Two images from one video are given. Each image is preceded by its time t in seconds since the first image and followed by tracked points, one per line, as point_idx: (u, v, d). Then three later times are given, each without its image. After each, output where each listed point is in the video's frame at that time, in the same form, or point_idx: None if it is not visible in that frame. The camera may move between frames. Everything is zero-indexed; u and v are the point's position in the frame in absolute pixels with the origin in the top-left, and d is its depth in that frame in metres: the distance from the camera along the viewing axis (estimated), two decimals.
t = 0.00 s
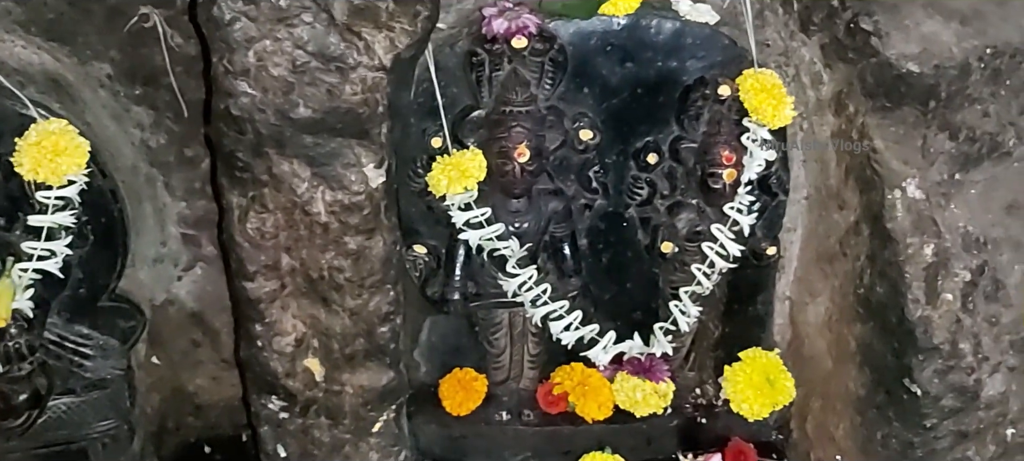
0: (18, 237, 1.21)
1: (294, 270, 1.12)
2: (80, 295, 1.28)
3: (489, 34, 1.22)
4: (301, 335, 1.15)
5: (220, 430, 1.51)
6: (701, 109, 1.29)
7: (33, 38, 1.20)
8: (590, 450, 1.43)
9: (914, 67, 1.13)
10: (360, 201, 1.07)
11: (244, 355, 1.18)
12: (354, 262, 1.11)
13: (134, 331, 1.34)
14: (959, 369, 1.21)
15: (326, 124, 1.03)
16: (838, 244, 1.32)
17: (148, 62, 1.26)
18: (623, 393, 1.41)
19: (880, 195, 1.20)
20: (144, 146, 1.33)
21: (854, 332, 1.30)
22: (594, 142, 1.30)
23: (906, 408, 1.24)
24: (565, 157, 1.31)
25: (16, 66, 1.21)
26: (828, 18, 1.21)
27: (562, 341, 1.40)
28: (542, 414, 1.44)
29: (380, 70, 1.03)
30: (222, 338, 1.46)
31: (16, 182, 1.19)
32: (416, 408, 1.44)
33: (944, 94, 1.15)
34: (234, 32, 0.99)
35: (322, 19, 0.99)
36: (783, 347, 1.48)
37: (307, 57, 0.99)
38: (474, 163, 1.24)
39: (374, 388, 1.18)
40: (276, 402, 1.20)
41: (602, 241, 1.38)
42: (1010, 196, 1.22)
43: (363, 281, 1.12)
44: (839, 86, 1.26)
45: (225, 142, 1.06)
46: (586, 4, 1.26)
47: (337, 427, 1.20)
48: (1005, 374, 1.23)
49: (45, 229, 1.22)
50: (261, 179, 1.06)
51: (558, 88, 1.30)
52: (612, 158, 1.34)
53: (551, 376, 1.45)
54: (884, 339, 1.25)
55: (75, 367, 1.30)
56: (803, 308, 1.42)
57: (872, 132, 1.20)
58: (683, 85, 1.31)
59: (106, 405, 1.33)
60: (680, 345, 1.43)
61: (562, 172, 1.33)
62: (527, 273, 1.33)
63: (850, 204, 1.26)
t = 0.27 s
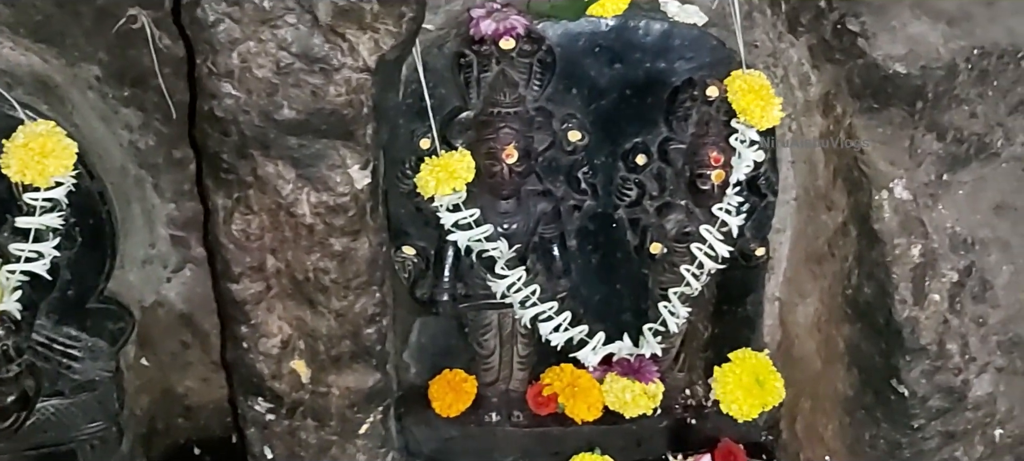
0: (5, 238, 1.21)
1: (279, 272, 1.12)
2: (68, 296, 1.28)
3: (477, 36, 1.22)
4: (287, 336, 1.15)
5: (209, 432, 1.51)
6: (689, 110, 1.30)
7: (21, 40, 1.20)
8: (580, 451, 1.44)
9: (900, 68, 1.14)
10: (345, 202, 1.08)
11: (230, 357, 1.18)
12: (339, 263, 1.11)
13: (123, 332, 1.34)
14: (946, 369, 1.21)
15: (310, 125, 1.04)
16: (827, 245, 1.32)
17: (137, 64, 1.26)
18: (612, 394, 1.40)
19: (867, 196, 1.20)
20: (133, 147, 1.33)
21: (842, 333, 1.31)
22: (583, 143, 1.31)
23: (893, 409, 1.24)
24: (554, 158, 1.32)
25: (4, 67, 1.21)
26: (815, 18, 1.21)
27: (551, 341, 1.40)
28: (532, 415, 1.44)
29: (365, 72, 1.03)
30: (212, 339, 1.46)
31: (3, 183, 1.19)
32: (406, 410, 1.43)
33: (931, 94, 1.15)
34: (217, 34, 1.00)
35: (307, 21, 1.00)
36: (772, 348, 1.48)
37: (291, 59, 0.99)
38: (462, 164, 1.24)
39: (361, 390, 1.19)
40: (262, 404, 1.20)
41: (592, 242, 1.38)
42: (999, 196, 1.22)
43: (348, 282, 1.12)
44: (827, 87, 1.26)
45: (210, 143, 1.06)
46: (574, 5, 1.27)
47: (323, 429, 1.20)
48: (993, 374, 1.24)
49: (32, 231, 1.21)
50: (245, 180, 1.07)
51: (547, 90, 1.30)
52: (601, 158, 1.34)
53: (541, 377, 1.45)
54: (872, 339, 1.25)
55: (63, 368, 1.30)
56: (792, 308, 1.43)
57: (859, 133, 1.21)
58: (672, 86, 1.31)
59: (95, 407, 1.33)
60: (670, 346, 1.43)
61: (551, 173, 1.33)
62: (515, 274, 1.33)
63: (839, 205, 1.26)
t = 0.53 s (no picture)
0: None
1: (264, 272, 1.12)
2: (55, 297, 1.27)
3: (464, 36, 1.23)
4: (273, 336, 1.15)
5: (199, 432, 1.51)
6: (677, 110, 1.30)
7: (9, 40, 1.20)
8: (569, 450, 1.44)
9: (886, 68, 1.14)
10: (330, 202, 1.08)
11: (217, 357, 1.18)
12: (324, 263, 1.11)
13: (112, 333, 1.34)
14: (932, 368, 1.21)
15: (295, 125, 1.04)
16: (814, 244, 1.32)
17: (124, 64, 1.26)
18: (601, 393, 1.40)
19: (853, 196, 1.20)
20: (121, 148, 1.33)
21: (830, 332, 1.31)
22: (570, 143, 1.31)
23: (880, 408, 1.24)
24: (542, 158, 1.32)
25: None
26: (801, 19, 1.22)
27: (540, 342, 1.40)
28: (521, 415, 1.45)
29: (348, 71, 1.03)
30: (200, 339, 1.46)
31: None
32: (394, 410, 1.44)
33: (917, 94, 1.16)
34: (200, 34, 1.00)
35: (291, 21, 1.00)
36: (761, 347, 1.48)
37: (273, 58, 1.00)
38: (450, 164, 1.24)
39: (347, 390, 1.19)
40: (248, 404, 1.20)
41: (581, 242, 1.38)
42: (986, 197, 1.22)
43: (333, 282, 1.12)
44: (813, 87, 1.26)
45: (195, 143, 1.06)
46: (561, 5, 1.27)
47: (309, 429, 1.20)
48: (980, 374, 1.24)
49: (19, 231, 1.21)
50: (230, 180, 1.07)
51: (535, 89, 1.30)
52: (589, 158, 1.34)
53: (530, 377, 1.44)
54: (859, 338, 1.25)
55: (51, 369, 1.30)
56: (781, 308, 1.43)
57: (846, 132, 1.20)
58: (659, 86, 1.31)
59: (83, 407, 1.33)
60: (658, 345, 1.44)
61: (540, 173, 1.33)
62: (504, 274, 1.34)
63: (826, 204, 1.27)
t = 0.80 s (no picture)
0: None
1: (255, 272, 1.12)
2: (47, 297, 1.27)
3: (455, 35, 1.23)
4: (264, 336, 1.16)
5: (192, 433, 1.51)
6: (668, 110, 1.30)
7: None
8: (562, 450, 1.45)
9: (876, 67, 1.14)
10: (320, 202, 1.09)
11: (208, 357, 1.18)
12: (314, 263, 1.12)
13: (104, 333, 1.35)
14: (923, 367, 1.21)
15: (284, 124, 1.04)
16: (806, 243, 1.32)
17: (116, 65, 1.26)
18: (594, 393, 1.40)
19: (843, 195, 1.21)
20: (113, 148, 1.33)
21: (822, 331, 1.31)
22: (562, 143, 1.32)
23: (871, 406, 1.24)
24: (534, 158, 1.33)
25: None
26: (791, 18, 1.22)
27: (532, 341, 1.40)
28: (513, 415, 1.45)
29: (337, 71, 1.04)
30: (193, 340, 1.46)
31: None
32: (387, 409, 1.44)
33: (907, 94, 1.16)
34: (189, 33, 1.00)
35: (281, 20, 1.01)
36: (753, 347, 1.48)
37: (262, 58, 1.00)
38: (441, 163, 1.24)
39: (338, 389, 1.20)
40: (239, 404, 1.20)
41: (572, 242, 1.38)
42: (976, 195, 1.22)
43: (324, 281, 1.13)
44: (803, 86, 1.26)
45: (184, 143, 1.07)
46: (552, 5, 1.27)
47: (300, 429, 1.20)
48: (970, 372, 1.24)
49: (11, 231, 1.21)
50: (219, 179, 1.07)
51: (527, 89, 1.31)
52: (580, 158, 1.35)
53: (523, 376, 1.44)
54: (849, 337, 1.25)
55: (44, 369, 1.30)
56: (773, 307, 1.43)
57: (836, 131, 1.21)
58: (650, 85, 1.32)
59: (76, 407, 1.33)
60: (651, 345, 1.44)
61: (532, 172, 1.33)
62: (496, 273, 1.33)
63: (816, 203, 1.27)
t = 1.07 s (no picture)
0: None
1: (249, 272, 1.13)
2: (43, 298, 1.28)
3: (449, 36, 1.24)
4: (258, 336, 1.16)
5: (188, 433, 1.51)
6: (662, 111, 1.31)
7: None
8: (557, 450, 1.45)
9: (869, 68, 1.15)
10: (313, 202, 1.09)
11: (202, 357, 1.18)
12: (308, 263, 1.12)
13: (99, 333, 1.35)
14: (915, 367, 1.22)
15: (277, 125, 1.05)
16: (799, 244, 1.33)
17: (110, 65, 1.26)
18: (589, 393, 1.41)
19: (837, 196, 1.21)
20: (108, 149, 1.33)
21: (815, 331, 1.31)
22: (557, 143, 1.32)
23: (864, 406, 1.25)
24: (528, 159, 1.33)
25: None
26: (784, 19, 1.22)
27: (527, 342, 1.41)
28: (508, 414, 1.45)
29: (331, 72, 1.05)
30: (188, 340, 1.46)
31: None
32: (382, 410, 1.44)
33: (899, 95, 1.16)
34: (183, 34, 1.00)
35: (275, 21, 1.02)
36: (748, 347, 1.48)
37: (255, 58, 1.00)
38: (437, 164, 1.24)
39: (332, 389, 1.20)
40: (234, 404, 1.21)
41: (567, 242, 1.38)
42: (970, 195, 1.22)
43: (317, 281, 1.13)
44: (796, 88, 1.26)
45: (178, 144, 1.07)
46: (546, 7, 1.27)
47: (294, 429, 1.21)
48: (963, 372, 1.24)
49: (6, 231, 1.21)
50: (214, 180, 1.07)
51: (522, 90, 1.31)
52: (575, 158, 1.35)
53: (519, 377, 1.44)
54: (842, 337, 1.26)
55: (40, 370, 1.30)
56: (767, 307, 1.43)
57: (829, 132, 1.21)
58: (644, 86, 1.33)
59: (71, 407, 1.34)
60: (646, 345, 1.44)
61: (527, 173, 1.34)
62: (491, 274, 1.34)
63: (810, 204, 1.27)
